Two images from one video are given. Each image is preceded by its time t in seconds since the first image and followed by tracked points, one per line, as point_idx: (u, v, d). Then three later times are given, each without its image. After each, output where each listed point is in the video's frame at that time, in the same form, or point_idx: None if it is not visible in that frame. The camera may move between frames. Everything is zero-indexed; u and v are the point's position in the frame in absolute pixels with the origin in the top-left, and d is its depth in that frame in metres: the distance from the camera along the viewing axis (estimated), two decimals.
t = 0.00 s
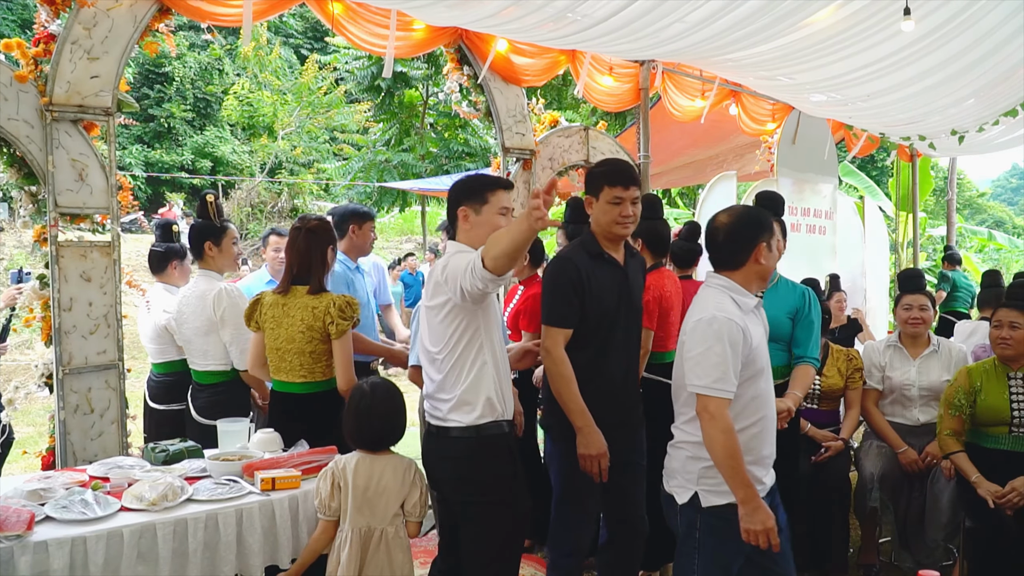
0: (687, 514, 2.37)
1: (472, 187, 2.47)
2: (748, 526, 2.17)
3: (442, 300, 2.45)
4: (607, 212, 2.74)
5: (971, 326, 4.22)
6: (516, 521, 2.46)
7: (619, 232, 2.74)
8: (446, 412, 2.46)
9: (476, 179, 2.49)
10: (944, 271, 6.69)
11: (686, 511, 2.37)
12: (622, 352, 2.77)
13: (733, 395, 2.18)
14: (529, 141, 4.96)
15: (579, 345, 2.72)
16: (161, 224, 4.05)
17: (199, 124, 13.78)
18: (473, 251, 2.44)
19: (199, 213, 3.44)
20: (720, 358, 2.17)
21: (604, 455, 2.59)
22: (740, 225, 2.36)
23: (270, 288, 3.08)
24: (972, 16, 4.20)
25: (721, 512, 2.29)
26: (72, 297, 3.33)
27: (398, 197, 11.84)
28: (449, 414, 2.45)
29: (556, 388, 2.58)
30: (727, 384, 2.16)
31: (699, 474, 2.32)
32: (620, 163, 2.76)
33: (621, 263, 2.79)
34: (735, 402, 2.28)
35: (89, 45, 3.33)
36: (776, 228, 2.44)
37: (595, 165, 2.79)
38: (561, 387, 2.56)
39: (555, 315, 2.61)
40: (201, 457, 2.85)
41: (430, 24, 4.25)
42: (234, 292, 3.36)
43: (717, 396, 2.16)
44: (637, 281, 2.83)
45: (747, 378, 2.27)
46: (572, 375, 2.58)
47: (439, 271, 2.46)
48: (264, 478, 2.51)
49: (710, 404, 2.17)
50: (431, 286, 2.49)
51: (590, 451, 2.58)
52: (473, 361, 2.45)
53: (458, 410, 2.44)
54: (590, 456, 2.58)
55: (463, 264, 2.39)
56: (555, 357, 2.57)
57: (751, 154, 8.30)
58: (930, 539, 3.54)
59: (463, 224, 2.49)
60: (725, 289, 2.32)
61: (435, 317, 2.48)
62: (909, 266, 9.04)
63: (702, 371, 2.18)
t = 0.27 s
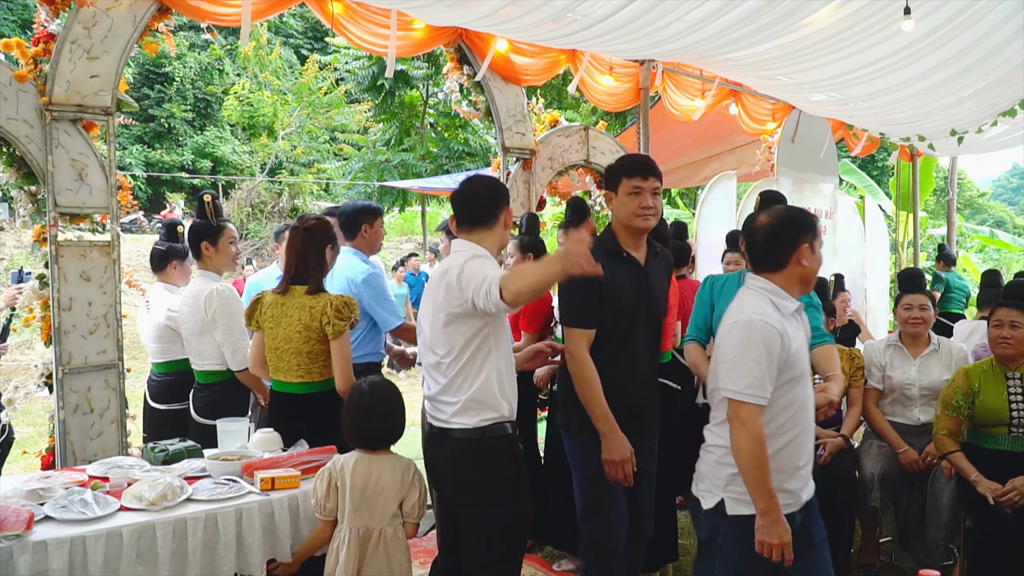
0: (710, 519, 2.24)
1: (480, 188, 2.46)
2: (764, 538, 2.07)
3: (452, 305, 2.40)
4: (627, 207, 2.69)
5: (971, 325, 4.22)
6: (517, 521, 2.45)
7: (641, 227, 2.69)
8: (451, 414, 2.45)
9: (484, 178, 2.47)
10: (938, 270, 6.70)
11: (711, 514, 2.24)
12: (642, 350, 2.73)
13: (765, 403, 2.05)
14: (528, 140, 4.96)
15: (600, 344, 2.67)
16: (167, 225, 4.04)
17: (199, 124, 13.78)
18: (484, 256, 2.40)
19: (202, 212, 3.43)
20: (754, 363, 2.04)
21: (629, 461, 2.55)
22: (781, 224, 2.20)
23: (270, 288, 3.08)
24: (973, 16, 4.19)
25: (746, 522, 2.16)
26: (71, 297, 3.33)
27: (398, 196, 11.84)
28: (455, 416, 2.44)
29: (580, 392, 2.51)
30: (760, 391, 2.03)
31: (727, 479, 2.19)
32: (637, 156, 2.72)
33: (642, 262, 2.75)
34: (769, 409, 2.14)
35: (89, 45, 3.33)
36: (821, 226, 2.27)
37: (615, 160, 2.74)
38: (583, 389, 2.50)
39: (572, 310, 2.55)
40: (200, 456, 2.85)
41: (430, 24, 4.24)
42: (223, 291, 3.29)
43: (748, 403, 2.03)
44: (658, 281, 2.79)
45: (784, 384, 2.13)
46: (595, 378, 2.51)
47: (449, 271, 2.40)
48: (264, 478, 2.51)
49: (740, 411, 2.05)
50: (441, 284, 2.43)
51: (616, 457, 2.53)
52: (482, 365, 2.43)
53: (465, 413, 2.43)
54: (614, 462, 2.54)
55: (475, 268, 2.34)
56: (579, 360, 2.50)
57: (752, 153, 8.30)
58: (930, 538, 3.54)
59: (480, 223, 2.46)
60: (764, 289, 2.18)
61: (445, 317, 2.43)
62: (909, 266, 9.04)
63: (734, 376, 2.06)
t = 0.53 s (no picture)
0: (773, 531, 2.17)
1: (489, 190, 2.48)
2: (819, 546, 2.00)
3: (469, 317, 2.36)
4: (637, 208, 2.66)
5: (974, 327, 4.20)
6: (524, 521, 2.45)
7: (653, 227, 2.66)
8: (458, 418, 2.44)
9: (494, 180, 2.50)
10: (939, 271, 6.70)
11: (776, 525, 2.17)
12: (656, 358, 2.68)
13: (824, 403, 2.00)
14: (529, 140, 4.96)
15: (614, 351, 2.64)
16: (161, 224, 4.02)
17: (199, 124, 13.78)
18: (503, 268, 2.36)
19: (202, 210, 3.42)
20: (813, 361, 2.00)
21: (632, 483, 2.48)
22: (840, 222, 2.14)
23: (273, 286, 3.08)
24: (974, 16, 4.19)
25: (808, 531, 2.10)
26: (71, 297, 3.33)
27: (399, 196, 11.85)
28: (461, 420, 2.43)
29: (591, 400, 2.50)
30: (818, 390, 1.99)
31: (790, 488, 2.13)
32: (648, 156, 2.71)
33: (656, 264, 2.73)
34: (831, 410, 2.08)
35: (89, 45, 3.33)
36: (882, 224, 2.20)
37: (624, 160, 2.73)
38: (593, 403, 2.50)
39: (587, 315, 2.55)
40: (200, 457, 2.85)
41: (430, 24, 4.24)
42: (218, 291, 3.27)
43: (807, 402, 1.99)
44: (671, 282, 2.75)
45: (846, 386, 2.07)
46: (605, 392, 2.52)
47: (479, 280, 2.33)
48: (263, 478, 2.51)
49: (798, 411, 2.00)
50: (464, 290, 2.36)
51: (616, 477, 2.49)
52: (492, 373, 2.42)
53: (471, 419, 2.42)
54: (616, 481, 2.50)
55: (509, 287, 2.30)
56: (591, 374, 2.51)
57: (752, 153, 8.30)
58: (930, 538, 3.54)
59: (489, 222, 2.49)
60: (825, 288, 2.12)
61: (461, 325, 2.38)
62: (909, 266, 9.03)
63: (791, 374, 2.02)
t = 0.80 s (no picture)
0: (840, 535, 2.10)
1: (498, 189, 2.49)
2: (912, 542, 1.94)
3: (484, 323, 2.39)
4: (660, 202, 2.39)
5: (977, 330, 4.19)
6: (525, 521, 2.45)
7: (677, 223, 2.39)
8: (461, 419, 2.45)
9: (505, 181, 2.51)
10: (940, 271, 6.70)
11: (840, 528, 2.09)
12: (680, 364, 2.40)
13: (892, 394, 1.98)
14: (529, 140, 4.96)
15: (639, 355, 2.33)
16: (170, 224, 4.03)
17: (200, 123, 13.79)
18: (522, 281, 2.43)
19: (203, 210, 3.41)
20: (877, 353, 1.98)
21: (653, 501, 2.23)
22: (881, 210, 2.13)
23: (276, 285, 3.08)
24: (974, 16, 4.19)
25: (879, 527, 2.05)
26: (72, 297, 3.33)
27: (399, 196, 11.84)
28: (464, 421, 2.44)
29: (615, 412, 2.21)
30: (885, 381, 1.97)
31: (852, 484, 2.07)
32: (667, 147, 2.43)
33: (677, 263, 2.45)
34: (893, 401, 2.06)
35: (89, 45, 3.33)
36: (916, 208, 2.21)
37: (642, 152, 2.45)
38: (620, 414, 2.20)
39: (614, 318, 2.24)
40: (201, 456, 2.85)
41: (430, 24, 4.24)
42: (221, 291, 3.25)
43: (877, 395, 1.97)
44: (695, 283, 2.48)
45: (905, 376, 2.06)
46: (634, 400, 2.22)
47: (500, 292, 2.38)
48: (264, 478, 2.51)
49: (870, 405, 1.97)
50: (482, 298, 2.39)
51: (639, 494, 2.22)
52: (500, 379, 2.44)
53: (475, 420, 2.43)
54: (638, 500, 2.22)
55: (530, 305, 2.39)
56: (619, 380, 2.20)
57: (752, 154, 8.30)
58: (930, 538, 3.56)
59: (497, 222, 2.51)
60: (872, 278, 2.11)
61: (474, 331, 2.40)
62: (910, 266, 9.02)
63: (857, 368, 1.99)
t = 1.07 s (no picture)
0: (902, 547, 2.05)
1: (500, 190, 2.49)
2: (996, 551, 1.95)
3: (495, 327, 2.40)
4: (689, 199, 2.31)
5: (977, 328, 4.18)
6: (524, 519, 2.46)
7: (708, 221, 2.31)
8: (462, 420, 2.45)
9: (507, 181, 2.51)
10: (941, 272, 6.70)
11: (901, 540, 2.05)
12: (716, 364, 2.32)
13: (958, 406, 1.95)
14: (530, 141, 4.97)
15: (665, 355, 2.25)
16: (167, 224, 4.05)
17: (200, 124, 13.80)
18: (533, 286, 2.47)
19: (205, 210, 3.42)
20: (943, 365, 1.94)
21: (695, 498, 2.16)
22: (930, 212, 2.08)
23: (277, 286, 3.08)
24: (973, 17, 4.19)
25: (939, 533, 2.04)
26: (74, 297, 3.34)
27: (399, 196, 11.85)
28: (464, 422, 2.44)
29: (643, 414, 2.15)
30: (953, 394, 1.93)
31: (909, 493, 2.04)
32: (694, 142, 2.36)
33: (709, 261, 2.36)
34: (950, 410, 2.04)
35: (91, 45, 3.34)
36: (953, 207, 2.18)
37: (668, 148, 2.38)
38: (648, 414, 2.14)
39: (641, 319, 2.17)
40: (202, 456, 2.86)
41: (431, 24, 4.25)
42: (233, 292, 3.28)
43: (945, 409, 1.93)
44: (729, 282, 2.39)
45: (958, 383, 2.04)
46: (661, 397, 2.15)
47: (512, 298, 2.40)
48: (265, 478, 2.51)
49: (940, 420, 1.93)
50: (493, 304, 2.40)
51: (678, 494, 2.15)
52: (507, 383, 2.46)
53: (477, 421, 2.44)
54: (681, 498, 2.15)
55: (543, 313, 2.43)
56: (644, 379, 2.14)
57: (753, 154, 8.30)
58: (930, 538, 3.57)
59: (498, 223, 2.51)
60: (921, 285, 2.08)
61: (485, 337, 2.41)
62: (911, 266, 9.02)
63: (924, 383, 1.94)
